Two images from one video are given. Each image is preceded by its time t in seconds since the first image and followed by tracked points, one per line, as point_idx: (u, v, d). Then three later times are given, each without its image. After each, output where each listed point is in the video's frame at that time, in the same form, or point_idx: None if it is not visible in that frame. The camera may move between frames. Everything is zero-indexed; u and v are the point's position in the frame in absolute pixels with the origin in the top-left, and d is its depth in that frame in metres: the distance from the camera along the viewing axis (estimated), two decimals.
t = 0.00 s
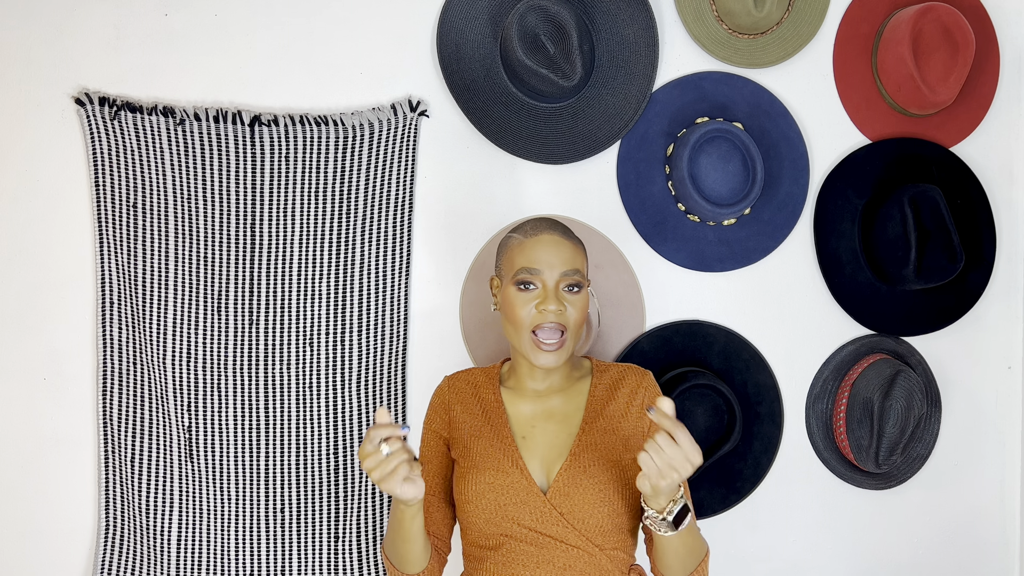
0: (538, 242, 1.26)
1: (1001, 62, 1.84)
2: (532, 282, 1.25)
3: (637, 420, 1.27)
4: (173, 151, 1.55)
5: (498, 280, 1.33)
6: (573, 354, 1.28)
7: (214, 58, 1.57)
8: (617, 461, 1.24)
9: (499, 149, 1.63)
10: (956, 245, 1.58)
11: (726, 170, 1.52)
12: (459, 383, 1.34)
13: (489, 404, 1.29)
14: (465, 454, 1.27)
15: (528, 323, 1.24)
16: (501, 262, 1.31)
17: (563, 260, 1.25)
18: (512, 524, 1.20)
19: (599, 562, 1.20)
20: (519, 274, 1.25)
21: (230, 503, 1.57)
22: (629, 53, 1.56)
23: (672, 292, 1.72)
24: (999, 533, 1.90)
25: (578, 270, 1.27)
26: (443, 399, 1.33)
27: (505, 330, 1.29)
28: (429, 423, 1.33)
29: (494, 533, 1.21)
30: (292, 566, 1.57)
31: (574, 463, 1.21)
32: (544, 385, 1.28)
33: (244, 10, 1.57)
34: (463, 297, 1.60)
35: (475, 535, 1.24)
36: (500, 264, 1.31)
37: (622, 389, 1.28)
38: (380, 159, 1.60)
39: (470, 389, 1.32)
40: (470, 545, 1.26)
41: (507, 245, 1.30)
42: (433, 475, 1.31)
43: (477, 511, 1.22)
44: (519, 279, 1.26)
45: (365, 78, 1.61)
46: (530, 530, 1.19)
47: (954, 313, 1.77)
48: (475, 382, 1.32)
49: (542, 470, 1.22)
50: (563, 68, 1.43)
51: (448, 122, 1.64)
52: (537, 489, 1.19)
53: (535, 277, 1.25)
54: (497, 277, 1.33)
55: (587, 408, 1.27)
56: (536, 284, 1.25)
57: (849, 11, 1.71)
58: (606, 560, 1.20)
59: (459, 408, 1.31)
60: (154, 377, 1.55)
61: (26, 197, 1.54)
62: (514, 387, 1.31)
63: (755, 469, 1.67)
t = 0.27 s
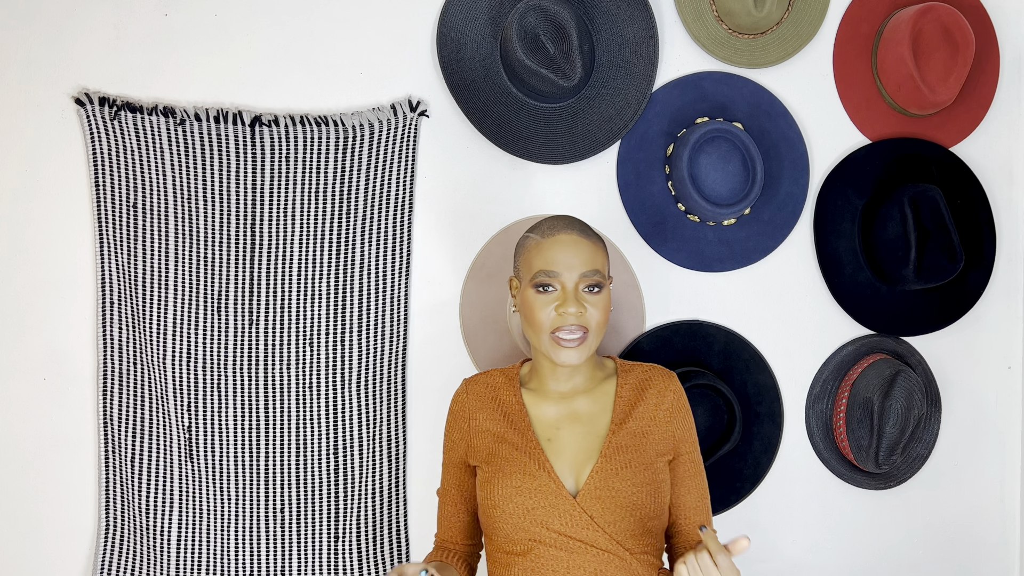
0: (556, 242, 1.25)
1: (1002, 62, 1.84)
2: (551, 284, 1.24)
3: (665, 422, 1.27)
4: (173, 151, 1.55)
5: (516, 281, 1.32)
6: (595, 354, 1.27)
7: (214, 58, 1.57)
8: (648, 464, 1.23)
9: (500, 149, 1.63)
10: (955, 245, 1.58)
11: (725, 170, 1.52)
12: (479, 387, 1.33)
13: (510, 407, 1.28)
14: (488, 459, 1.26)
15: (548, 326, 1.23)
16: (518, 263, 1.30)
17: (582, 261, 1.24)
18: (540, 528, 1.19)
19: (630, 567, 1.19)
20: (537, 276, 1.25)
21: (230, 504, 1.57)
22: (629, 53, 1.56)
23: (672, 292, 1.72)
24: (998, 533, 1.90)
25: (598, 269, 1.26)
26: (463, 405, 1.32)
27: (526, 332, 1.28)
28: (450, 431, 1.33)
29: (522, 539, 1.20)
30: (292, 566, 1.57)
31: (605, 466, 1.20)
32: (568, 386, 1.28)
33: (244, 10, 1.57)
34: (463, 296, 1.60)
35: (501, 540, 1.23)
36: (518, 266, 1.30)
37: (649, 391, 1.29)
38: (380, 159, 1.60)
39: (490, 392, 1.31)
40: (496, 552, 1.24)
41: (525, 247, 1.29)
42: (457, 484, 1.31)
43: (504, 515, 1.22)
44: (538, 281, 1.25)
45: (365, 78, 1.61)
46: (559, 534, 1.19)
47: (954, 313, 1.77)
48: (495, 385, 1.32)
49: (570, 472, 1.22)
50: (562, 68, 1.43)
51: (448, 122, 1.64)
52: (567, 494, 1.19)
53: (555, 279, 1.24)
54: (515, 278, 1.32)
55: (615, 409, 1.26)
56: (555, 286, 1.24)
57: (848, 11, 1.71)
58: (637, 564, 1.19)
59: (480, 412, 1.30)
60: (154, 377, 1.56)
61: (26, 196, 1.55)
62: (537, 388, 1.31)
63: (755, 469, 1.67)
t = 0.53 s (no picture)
0: (570, 239, 1.25)
1: (1002, 62, 1.84)
2: (565, 280, 1.24)
3: (689, 425, 1.29)
4: (173, 151, 1.55)
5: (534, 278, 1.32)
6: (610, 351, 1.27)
7: (214, 58, 1.57)
8: (674, 467, 1.23)
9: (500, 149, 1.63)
10: (955, 245, 1.57)
11: (725, 170, 1.52)
12: (498, 390, 1.34)
13: (528, 411, 1.29)
14: (508, 463, 1.26)
15: (562, 321, 1.23)
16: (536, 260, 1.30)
17: (596, 257, 1.24)
18: (563, 533, 1.19)
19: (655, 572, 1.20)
20: (552, 272, 1.25)
21: (230, 504, 1.57)
22: (629, 53, 1.56)
23: (672, 292, 1.72)
24: (998, 533, 1.90)
25: (613, 265, 1.25)
26: (481, 408, 1.33)
27: (541, 329, 1.28)
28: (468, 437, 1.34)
29: (544, 544, 1.20)
30: (292, 566, 1.58)
31: (630, 469, 1.20)
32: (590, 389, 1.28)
33: (244, 10, 1.57)
34: (463, 296, 1.60)
35: (522, 547, 1.23)
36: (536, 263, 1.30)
37: (672, 394, 1.30)
38: (380, 159, 1.60)
39: (509, 394, 1.32)
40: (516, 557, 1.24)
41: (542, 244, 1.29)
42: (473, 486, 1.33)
43: (525, 520, 1.21)
44: (552, 277, 1.25)
45: (365, 78, 1.61)
46: (582, 539, 1.19)
47: (954, 313, 1.77)
48: (514, 388, 1.33)
49: (593, 478, 1.22)
50: (562, 68, 1.43)
51: (448, 122, 1.64)
52: (589, 498, 1.19)
53: (568, 275, 1.23)
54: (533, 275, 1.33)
55: (639, 412, 1.27)
56: (569, 282, 1.23)
57: (848, 11, 1.72)
58: (662, 569, 1.20)
59: (498, 416, 1.30)
60: (154, 377, 1.56)
61: (27, 196, 1.55)
62: (557, 391, 1.30)
63: (755, 469, 1.67)
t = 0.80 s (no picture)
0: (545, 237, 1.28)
1: (1002, 62, 1.84)
2: (539, 277, 1.26)
3: (700, 425, 1.28)
4: (173, 151, 1.55)
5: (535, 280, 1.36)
6: (590, 345, 1.23)
7: (214, 58, 1.57)
8: (682, 468, 1.23)
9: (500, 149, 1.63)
10: (955, 245, 1.58)
11: (726, 170, 1.52)
12: (509, 384, 1.33)
13: (540, 406, 1.28)
14: (517, 457, 1.25)
15: (537, 316, 1.25)
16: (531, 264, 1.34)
17: (563, 250, 1.24)
18: (570, 530, 1.18)
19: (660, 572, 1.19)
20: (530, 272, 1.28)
21: (230, 504, 1.57)
22: (629, 53, 1.56)
23: (672, 291, 1.72)
24: (999, 533, 1.90)
25: (582, 257, 1.24)
26: (491, 401, 1.32)
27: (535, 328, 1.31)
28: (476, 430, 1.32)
29: (551, 541, 1.20)
30: (292, 566, 1.57)
31: (638, 467, 1.20)
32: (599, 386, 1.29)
33: (244, 10, 1.57)
34: (463, 296, 1.60)
35: (527, 542, 1.23)
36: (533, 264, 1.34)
37: (683, 393, 1.30)
38: (380, 159, 1.60)
39: (520, 390, 1.31)
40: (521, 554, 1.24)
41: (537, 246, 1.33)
42: (480, 482, 1.29)
43: (532, 514, 1.21)
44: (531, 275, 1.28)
45: (365, 78, 1.61)
46: (589, 537, 1.18)
47: (954, 313, 1.77)
48: (525, 382, 1.32)
49: (601, 475, 1.22)
50: (562, 68, 1.43)
51: (448, 122, 1.64)
52: (598, 494, 1.18)
53: (540, 270, 1.26)
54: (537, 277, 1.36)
55: (649, 410, 1.27)
56: (542, 277, 1.25)
57: (848, 12, 1.72)
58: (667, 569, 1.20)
59: (510, 410, 1.29)
60: (154, 377, 1.55)
61: (26, 196, 1.54)
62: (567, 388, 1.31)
63: (754, 469, 1.67)
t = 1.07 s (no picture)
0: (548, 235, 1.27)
1: (1002, 62, 1.84)
2: (543, 275, 1.26)
3: (686, 423, 1.26)
4: (173, 151, 1.55)
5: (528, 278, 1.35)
6: (595, 343, 1.25)
7: (213, 58, 1.57)
8: (667, 466, 1.22)
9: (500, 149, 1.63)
10: (956, 245, 1.58)
11: (725, 170, 1.52)
12: (499, 382, 1.34)
13: (528, 403, 1.29)
14: (505, 455, 1.26)
15: (542, 314, 1.25)
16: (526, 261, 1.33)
17: (569, 249, 1.25)
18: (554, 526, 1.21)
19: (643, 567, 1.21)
20: (532, 269, 1.28)
21: (230, 504, 1.57)
22: (629, 53, 1.56)
23: (672, 291, 1.72)
24: (999, 533, 1.90)
25: (589, 256, 1.25)
26: (482, 400, 1.33)
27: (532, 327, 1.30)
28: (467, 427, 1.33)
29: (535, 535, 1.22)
30: (292, 566, 1.58)
31: (622, 465, 1.20)
32: (587, 384, 1.29)
33: (244, 10, 1.57)
34: (463, 296, 1.60)
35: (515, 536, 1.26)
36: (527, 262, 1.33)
37: (669, 391, 1.28)
38: (380, 159, 1.60)
39: (510, 388, 1.32)
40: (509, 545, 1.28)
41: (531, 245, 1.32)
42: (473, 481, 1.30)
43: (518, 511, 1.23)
44: (533, 273, 1.27)
45: (365, 78, 1.61)
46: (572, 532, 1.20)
47: (954, 313, 1.77)
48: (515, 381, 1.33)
49: (586, 472, 1.22)
50: (562, 68, 1.43)
51: (448, 122, 1.64)
52: (580, 491, 1.20)
53: (545, 269, 1.25)
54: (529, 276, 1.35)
55: (634, 407, 1.26)
56: (547, 276, 1.25)
57: (848, 12, 1.72)
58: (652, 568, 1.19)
59: (498, 408, 1.30)
60: (154, 377, 1.56)
61: (26, 196, 1.54)
62: (556, 386, 1.32)
63: (754, 469, 1.67)
